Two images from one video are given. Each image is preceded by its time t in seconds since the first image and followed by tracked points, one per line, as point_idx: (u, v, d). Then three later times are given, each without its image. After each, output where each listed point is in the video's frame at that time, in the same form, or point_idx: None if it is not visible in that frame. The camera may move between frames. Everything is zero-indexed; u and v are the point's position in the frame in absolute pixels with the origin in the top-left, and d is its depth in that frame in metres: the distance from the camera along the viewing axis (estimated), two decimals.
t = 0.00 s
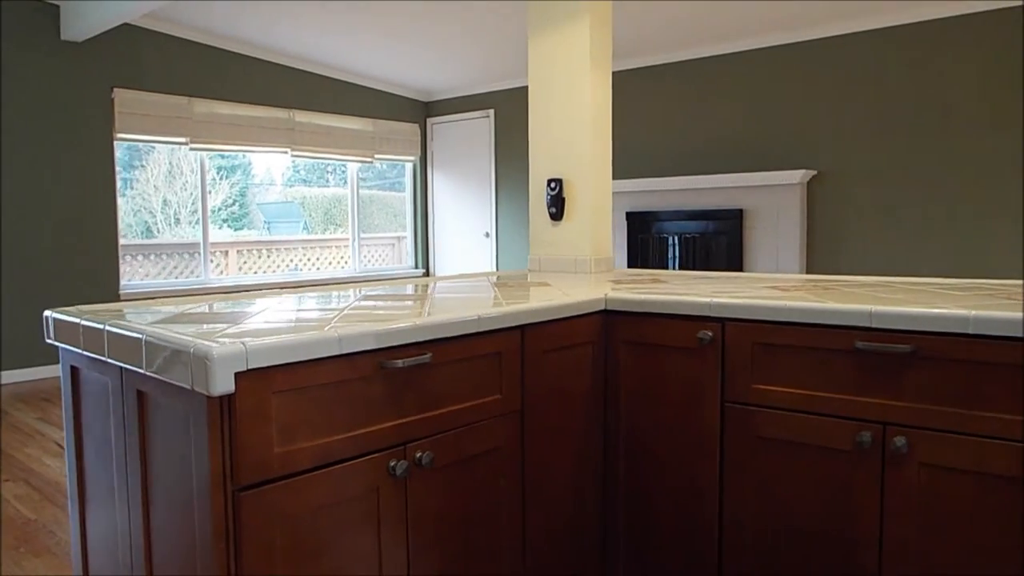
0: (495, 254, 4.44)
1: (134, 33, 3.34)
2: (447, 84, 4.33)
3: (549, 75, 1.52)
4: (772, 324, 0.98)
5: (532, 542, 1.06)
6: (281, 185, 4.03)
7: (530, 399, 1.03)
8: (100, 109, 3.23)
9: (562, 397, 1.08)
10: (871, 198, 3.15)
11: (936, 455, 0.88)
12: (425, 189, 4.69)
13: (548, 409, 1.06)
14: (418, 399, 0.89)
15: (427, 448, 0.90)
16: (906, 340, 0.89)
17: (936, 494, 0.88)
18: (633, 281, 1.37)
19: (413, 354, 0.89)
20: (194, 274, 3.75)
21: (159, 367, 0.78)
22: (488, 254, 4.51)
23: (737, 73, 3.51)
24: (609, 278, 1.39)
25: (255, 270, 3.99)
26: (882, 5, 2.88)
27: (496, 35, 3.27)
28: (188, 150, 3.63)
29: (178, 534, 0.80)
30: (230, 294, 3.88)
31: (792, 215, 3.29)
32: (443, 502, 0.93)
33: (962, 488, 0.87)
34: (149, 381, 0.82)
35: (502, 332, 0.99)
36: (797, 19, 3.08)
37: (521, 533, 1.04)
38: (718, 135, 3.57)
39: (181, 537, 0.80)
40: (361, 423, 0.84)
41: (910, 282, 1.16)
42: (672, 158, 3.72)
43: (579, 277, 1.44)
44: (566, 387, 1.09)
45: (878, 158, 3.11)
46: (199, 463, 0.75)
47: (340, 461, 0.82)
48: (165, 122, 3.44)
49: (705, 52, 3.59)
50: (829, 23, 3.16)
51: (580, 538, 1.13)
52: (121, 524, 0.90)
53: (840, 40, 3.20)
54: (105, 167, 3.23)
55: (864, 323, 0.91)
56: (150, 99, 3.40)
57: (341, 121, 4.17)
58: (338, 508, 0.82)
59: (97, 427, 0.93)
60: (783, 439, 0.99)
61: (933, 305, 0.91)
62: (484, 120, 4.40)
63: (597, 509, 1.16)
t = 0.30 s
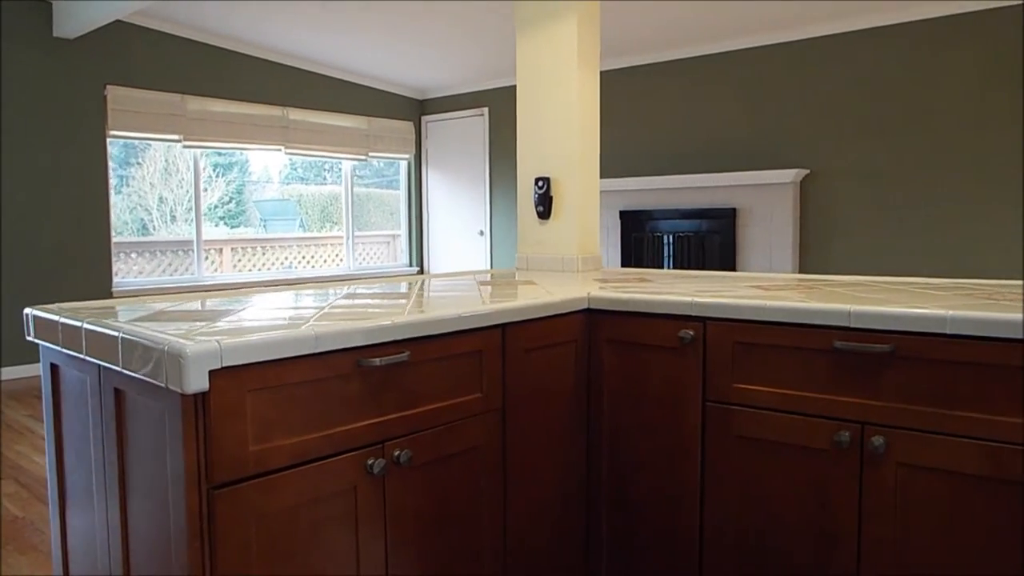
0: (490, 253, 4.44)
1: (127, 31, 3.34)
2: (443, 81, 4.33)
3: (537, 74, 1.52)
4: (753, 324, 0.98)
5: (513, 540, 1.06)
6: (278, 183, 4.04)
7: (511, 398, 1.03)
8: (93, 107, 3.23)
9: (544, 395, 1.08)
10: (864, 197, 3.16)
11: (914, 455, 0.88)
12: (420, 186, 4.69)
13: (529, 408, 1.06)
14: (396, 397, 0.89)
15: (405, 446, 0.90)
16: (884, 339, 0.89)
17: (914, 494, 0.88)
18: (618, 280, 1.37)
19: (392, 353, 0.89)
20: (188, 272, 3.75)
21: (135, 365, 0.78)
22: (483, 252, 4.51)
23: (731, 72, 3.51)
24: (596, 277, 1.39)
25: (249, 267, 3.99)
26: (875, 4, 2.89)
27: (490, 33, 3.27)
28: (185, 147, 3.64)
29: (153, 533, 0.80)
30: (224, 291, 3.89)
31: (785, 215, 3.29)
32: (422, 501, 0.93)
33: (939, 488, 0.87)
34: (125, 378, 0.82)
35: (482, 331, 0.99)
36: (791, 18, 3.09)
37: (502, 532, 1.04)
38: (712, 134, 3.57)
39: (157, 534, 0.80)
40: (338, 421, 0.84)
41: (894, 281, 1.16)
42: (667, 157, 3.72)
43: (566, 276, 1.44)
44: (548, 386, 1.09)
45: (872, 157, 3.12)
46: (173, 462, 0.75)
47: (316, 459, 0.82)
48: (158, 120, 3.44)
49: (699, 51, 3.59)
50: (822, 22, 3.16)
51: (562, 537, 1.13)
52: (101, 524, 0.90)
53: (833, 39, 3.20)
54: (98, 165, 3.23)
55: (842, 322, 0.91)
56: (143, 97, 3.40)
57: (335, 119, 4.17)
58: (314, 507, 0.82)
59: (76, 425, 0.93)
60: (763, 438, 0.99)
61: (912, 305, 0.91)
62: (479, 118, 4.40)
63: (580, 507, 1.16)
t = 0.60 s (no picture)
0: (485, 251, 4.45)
1: (121, 29, 3.34)
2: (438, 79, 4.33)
3: (526, 72, 1.52)
4: (736, 323, 0.98)
5: (497, 539, 1.06)
6: (275, 181, 4.05)
7: (494, 397, 1.03)
8: (86, 105, 3.23)
9: (528, 395, 1.08)
10: (857, 197, 3.16)
11: (895, 454, 0.88)
12: (415, 185, 4.68)
13: (513, 407, 1.06)
14: (377, 397, 0.89)
15: (387, 445, 0.90)
16: (865, 339, 0.89)
17: (896, 494, 0.88)
18: (606, 279, 1.37)
19: (373, 351, 0.89)
20: (181, 270, 3.75)
21: (112, 363, 0.78)
22: (478, 251, 4.51)
23: (725, 71, 3.52)
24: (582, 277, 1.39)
25: (244, 265, 3.99)
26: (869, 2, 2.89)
27: (483, 31, 3.27)
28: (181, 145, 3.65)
29: (132, 533, 0.80)
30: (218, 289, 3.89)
31: (778, 214, 3.30)
32: (404, 499, 0.93)
33: (919, 487, 0.87)
34: (103, 376, 0.82)
35: (465, 330, 0.99)
36: (784, 16, 3.09)
37: (485, 531, 1.04)
38: (707, 133, 3.57)
39: (136, 535, 0.80)
40: (317, 421, 0.84)
41: (877, 280, 1.17)
42: (661, 156, 3.73)
43: (553, 275, 1.44)
44: (534, 386, 1.09)
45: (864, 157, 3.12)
46: (150, 461, 0.75)
47: (298, 458, 0.82)
48: (152, 117, 3.44)
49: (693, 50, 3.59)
50: (816, 21, 3.16)
51: (547, 537, 1.13)
52: (82, 525, 0.90)
53: (827, 38, 3.21)
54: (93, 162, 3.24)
55: (823, 322, 0.91)
56: (137, 95, 3.40)
57: (329, 116, 4.16)
58: (294, 507, 0.82)
59: (58, 425, 0.93)
60: (746, 437, 0.99)
61: (893, 304, 0.92)
62: (474, 117, 4.40)
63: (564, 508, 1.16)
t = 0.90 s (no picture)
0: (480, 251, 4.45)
1: (116, 28, 3.34)
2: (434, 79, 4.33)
3: (516, 73, 1.52)
4: (722, 323, 0.98)
5: (483, 538, 1.06)
6: (272, 180, 4.06)
7: (481, 397, 1.04)
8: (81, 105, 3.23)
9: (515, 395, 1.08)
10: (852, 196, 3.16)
11: (880, 454, 0.88)
12: (410, 184, 4.68)
13: (500, 407, 1.06)
14: (361, 396, 0.89)
15: (371, 445, 0.90)
16: (849, 339, 0.89)
17: (880, 494, 0.88)
18: (595, 279, 1.37)
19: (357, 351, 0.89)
20: (176, 269, 3.74)
21: (94, 363, 0.78)
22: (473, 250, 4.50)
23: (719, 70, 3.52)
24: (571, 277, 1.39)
25: (240, 265, 3.98)
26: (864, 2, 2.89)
27: (478, 30, 3.27)
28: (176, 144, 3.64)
29: (115, 533, 0.80)
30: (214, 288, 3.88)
31: (772, 213, 3.30)
32: (389, 499, 0.93)
33: (902, 487, 0.87)
34: (86, 376, 0.82)
35: (451, 330, 0.99)
36: (779, 16, 3.09)
37: (472, 530, 1.04)
38: (702, 132, 3.57)
39: (119, 534, 0.80)
40: (301, 421, 0.84)
41: (864, 280, 1.17)
42: (657, 155, 3.73)
43: (543, 274, 1.44)
44: (520, 386, 1.09)
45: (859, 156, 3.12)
46: (132, 461, 0.75)
47: (281, 458, 0.82)
48: (147, 117, 3.44)
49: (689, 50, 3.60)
50: (811, 20, 3.16)
51: (533, 536, 1.13)
52: (67, 527, 0.90)
53: (821, 38, 3.21)
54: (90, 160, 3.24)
55: (808, 322, 0.92)
56: (132, 94, 3.39)
57: (325, 116, 4.16)
58: (277, 507, 0.82)
59: (43, 425, 0.93)
60: (731, 437, 0.99)
61: (878, 304, 0.92)
62: (470, 116, 4.40)
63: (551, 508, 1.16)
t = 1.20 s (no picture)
0: (474, 250, 4.46)
1: (109, 27, 3.34)
2: (428, 78, 4.33)
3: (503, 73, 1.52)
4: (702, 323, 0.98)
5: (464, 537, 1.06)
6: (270, 179, 4.05)
7: (461, 396, 1.04)
8: (73, 104, 3.23)
9: (497, 395, 1.08)
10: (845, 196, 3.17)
11: (857, 454, 0.88)
12: (405, 184, 4.68)
13: (481, 407, 1.06)
14: (339, 396, 0.89)
15: (349, 444, 0.90)
16: (827, 339, 0.89)
17: (857, 494, 0.88)
18: (581, 278, 1.37)
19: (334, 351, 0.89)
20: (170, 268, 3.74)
21: (70, 361, 0.78)
22: (467, 249, 4.51)
23: (712, 70, 3.52)
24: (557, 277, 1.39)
25: (234, 264, 3.98)
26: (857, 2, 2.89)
27: (470, 30, 3.27)
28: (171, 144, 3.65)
29: (91, 532, 0.80)
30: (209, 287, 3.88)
31: (766, 213, 3.30)
32: (367, 498, 0.93)
33: (879, 488, 0.87)
34: (61, 375, 0.82)
35: (431, 330, 0.99)
36: (771, 16, 3.09)
37: (452, 529, 1.04)
38: (696, 132, 3.57)
39: (94, 533, 0.80)
40: (277, 420, 0.84)
41: (846, 280, 1.17)
42: (651, 156, 3.73)
43: (529, 274, 1.44)
44: (502, 386, 1.09)
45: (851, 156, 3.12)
46: (105, 460, 0.75)
47: (257, 458, 0.82)
48: (140, 116, 3.43)
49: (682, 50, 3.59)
50: (804, 20, 3.16)
51: (516, 536, 1.13)
52: (47, 529, 0.90)
53: (813, 38, 3.21)
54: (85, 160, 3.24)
55: (786, 322, 0.92)
56: (125, 93, 3.39)
57: (319, 115, 4.16)
58: (253, 504, 0.82)
59: (22, 424, 0.93)
60: (711, 437, 0.99)
61: (857, 305, 0.92)
62: (464, 116, 4.41)
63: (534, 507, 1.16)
